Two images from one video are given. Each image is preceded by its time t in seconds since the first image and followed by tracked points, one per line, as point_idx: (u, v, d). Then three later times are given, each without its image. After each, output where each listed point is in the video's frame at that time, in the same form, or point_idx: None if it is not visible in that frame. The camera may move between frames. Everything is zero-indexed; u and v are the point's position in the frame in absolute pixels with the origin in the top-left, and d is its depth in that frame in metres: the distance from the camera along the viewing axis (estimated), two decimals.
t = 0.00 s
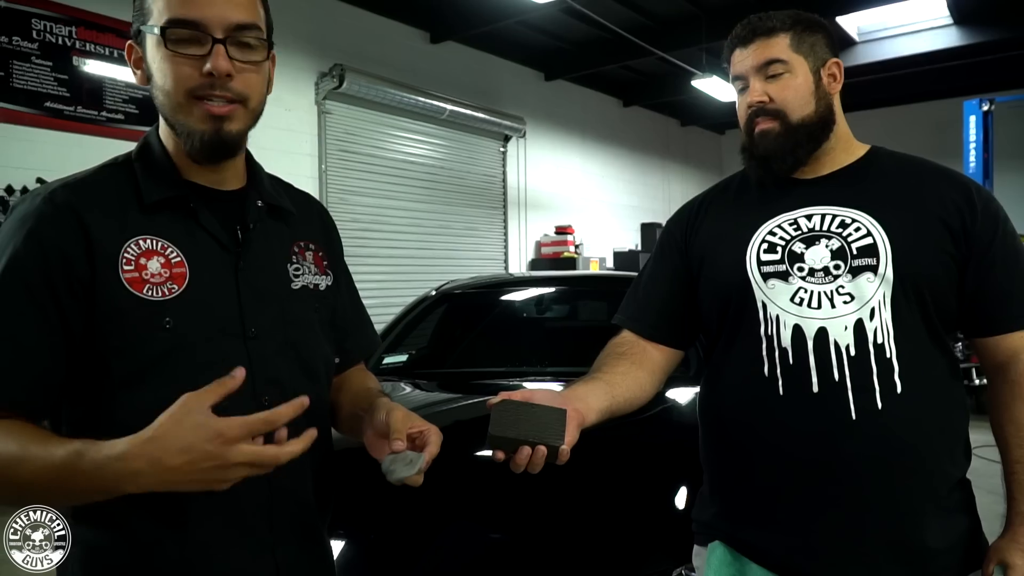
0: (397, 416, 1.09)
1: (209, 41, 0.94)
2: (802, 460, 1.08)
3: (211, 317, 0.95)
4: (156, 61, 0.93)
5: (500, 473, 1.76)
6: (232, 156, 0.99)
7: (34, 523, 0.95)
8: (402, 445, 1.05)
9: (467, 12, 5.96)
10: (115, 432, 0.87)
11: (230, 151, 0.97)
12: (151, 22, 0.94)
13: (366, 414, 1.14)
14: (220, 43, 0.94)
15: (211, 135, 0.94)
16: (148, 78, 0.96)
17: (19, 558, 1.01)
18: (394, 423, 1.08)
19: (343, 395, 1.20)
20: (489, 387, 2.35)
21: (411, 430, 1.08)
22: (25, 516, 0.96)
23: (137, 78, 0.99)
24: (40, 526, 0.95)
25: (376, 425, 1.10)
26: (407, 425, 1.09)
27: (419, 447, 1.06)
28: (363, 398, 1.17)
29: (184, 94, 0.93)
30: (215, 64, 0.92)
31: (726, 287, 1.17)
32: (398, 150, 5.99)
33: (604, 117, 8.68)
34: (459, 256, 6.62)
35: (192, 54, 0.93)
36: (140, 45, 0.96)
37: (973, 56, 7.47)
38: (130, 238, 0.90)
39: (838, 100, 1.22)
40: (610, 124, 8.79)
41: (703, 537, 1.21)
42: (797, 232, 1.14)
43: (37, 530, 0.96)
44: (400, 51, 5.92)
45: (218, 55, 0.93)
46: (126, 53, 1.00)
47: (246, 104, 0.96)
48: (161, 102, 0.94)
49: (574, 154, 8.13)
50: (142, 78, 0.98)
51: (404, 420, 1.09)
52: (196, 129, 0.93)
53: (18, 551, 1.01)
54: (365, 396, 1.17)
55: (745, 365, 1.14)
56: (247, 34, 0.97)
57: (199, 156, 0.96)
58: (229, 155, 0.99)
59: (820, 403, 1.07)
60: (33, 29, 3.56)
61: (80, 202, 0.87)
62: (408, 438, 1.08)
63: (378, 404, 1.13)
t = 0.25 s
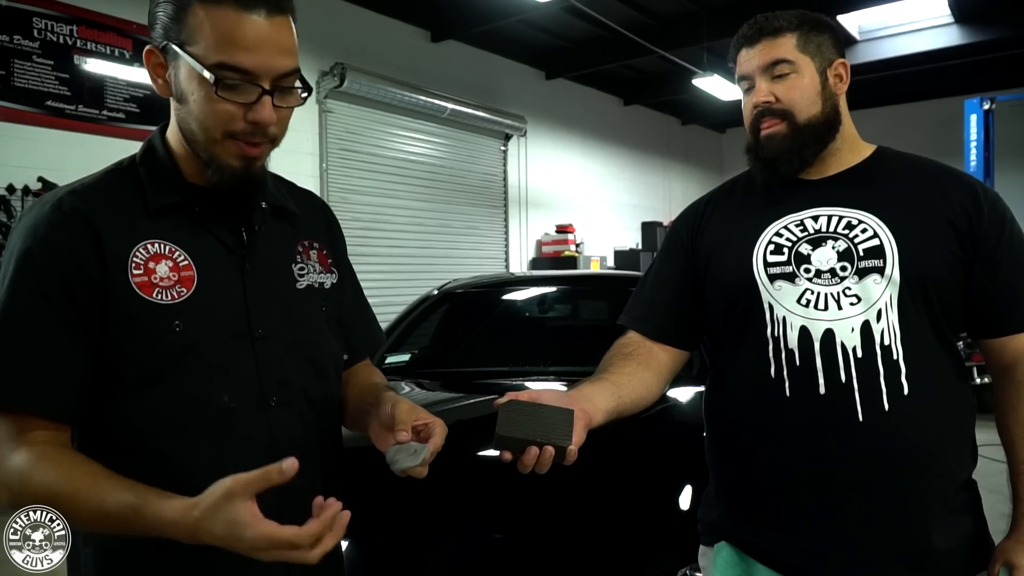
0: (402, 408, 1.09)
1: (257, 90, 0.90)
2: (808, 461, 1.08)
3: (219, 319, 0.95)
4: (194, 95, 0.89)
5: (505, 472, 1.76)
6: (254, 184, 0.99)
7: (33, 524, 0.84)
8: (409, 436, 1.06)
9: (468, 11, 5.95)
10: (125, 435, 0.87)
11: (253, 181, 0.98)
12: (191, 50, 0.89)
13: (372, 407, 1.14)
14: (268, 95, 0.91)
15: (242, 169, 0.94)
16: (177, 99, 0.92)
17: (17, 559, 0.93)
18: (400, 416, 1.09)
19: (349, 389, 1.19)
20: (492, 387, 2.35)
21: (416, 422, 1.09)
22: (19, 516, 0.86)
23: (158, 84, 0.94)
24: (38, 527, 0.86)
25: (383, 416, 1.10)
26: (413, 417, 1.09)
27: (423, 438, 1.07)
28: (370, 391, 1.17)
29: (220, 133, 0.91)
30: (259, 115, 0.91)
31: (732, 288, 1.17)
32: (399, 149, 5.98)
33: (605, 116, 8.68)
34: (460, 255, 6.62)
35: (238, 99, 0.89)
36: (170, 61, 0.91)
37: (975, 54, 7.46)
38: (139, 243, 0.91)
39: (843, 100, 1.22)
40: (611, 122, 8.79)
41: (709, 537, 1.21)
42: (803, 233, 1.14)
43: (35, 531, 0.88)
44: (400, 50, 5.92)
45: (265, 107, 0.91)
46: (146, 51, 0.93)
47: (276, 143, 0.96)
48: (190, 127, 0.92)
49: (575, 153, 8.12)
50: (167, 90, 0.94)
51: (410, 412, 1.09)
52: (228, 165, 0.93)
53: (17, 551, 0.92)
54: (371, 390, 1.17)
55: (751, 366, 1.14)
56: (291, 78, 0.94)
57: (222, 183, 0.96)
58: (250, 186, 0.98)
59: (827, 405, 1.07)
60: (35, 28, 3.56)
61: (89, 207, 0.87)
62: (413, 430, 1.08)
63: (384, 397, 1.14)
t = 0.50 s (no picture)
0: (407, 410, 1.09)
1: (271, 110, 0.91)
2: (813, 466, 1.08)
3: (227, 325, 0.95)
4: (208, 110, 0.89)
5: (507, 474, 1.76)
6: (264, 197, 0.99)
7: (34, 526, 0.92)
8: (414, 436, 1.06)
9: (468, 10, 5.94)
10: (133, 442, 0.87)
11: (263, 195, 0.98)
12: (205, 65, 0.89)
13: (376, 408, 1.14)
14: (283, 115, 0.91)
15: (252, 184, 0.94)
16: (189, 112, 0.92)
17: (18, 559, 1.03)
18: (404, 417, 1.09)
19: (352, 390, 1.19)
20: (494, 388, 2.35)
21: (420, 423, 1.09)
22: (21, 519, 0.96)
23: (169, 96, 0.94)
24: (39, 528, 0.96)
25: (389, 416, 1.10)
26: (417, 419, 1.09)
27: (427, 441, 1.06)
28: (375, 392, 1.17)
29: (232, 149, 0.91)
30: (273, 135, 0.91)
31: (736, 291, 1.17)
32: (400, 149, 5.98)
33: (605, 115, 8.67)
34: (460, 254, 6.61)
35: (253, 119, 0.90)
36: (183, 74, 0.91)
37: (975, 53, 7.46)
38: (148, 253, 0.91)
39: (847, 103, 1.22)
40: (611, 122, 8.78)
41: (714, 540, 1.21)
42: (808, 237, 1.14)
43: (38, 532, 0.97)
44: (401, 50, 5.92)
45: (279, 127, 0.91)
46: (157, 61, 0.93)
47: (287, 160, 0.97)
48: (202, 141, 0.92)
49: (575, 152, 8.11)
50: (179, 102, 0.94)
51: (414, 414, 1.09)
52: (238, 180, 0.93)
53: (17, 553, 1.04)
54: (374, 391, 1.17)
55: (756, 371, 1.14)
56: (304, 97, 0.95)
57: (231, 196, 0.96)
58: (261, 198, 0.99)
59: (833, 410, 1.07)
60: (35, 28, 3.55)
61: (98, 215, 0.87)
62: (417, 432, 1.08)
63: (389, 399, 1.14)
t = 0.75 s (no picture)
0: (400, 419, 1.09)
1: (265, 123, 0.91)
2: (812, 471, 1.08)
3: (226, 333, 0.95)
4: (202, 122, 0.90)
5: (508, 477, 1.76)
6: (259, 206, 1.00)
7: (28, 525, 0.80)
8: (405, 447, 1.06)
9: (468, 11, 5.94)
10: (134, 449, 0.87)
11: (258, 204, 0.99)
12: (199, 77, 0.89)
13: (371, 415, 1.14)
14: (277, 127, 0.92)
15: (247, 193, 0.95)
16: (183, 122, 0.92)
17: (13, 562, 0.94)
18: (397, 426, 1.09)
19: (348, 397, 1.19)
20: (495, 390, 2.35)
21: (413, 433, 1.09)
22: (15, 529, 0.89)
23: (164, 105, 0.94)
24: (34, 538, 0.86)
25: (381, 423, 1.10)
26: (410, 428, 1.09)
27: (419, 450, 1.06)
28: (369, 400, 1.18)
29: (226, 160, 0.91)
30: (267, 147, 0.91)
31: (736, 296, 1.17)
32: (399, 149, 5.98)
33: (605, 115, 8.67)
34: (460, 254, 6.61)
35: (246, 131, 0.90)
36: (178, 85, 0.91)
37: (976, 53, 7.46)
38: (146, 261, 0.91)
39: (848, 108, 1.22)
40: (611, 121, 8.78)
41: (714, 546, 1.21)
42: (808, 242, 1.14)
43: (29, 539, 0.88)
44: (401, 50, 5.92)
45: (273, 139, 0.92)
46: (152, 71, 0.93)
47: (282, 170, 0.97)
48: (197, 151, 0.92)
49: (575, 152, 8.11)
50: (174, 112, 0.94)
51: (407, 423, 1.09)
52: (233, 190, 0.94)
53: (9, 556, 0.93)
54: (370, 398, 1.17)
55: (756, 376, 1.14)
56: (299, 108, 0.95)
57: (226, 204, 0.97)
58: (256, 206, 0.99)
59: (834, 415, 1.07)
60: (35, 29, 3.55)
61: (98, 223, 0.88)
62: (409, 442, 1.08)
63: (383, 407, 1.14)
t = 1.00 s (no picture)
0: (392, 422, 1.10)
1: (259, 129, 0.91)
2: (809, 476, 1.08)
3: (222, 339, 0.95)
4: (196, 129, 0.90)
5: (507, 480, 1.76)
6: (255, 212, 1.00)
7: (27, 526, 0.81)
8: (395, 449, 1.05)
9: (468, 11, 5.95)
10: (130, 456, 0.87)
11: (254, 210, 0.99)
12: (193, 84, 0.89)
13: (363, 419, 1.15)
14: (271, 134, 0.92)
15: (243, 200, 0.95)
16: (178, 130, 0.92)
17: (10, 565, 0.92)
18: (389, 428, 1.09)
19: (342, 401, 1.19)
20: (495, 392, 2.35)
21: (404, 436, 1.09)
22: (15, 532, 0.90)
23: (159, 113, 0.94)
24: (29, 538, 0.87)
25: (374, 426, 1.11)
26: (401, 431, 1.09)
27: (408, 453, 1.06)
28: (363, 405, 1.18)
29: (222, 167, 0.91)
30: (262, 153, 0.91)
31: (734, 300, 1.17)
32: (399, 149, 5.98)
33: (605, 115, 8.67)
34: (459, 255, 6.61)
35: (241, 138, 0.90)
36: (173, 92, 0.91)
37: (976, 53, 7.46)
38: (141, 268, 0.91)
39: (847, 113, 1.22)
40: (611, 121, 8.78)
41: (712, 551, 1.21)
42: (806, 247, 1.14)
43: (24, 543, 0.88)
44: (401, 50, 5.92)
45: (267, 145, 0.92)
46: (147, 79, 0.93)
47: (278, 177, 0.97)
48: (193, 158, 0.92)
49: (575, 152, 8.11)
50: (169, 120, 0.94)
51: (399, 427, 1.10)
52: (229, 197, 0.94)
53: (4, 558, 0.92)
54: (363, 402, 1.18)
55: (754, 382, 1.14)
56: (294, 114, 0.95)
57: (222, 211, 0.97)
58: (252, 213, 0.99)
59: (832, 420, 1.07)
60: (35, 30, 3.55)
61: (94, 231, 0.88)
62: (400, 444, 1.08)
63: (377, 411, 1.14)
